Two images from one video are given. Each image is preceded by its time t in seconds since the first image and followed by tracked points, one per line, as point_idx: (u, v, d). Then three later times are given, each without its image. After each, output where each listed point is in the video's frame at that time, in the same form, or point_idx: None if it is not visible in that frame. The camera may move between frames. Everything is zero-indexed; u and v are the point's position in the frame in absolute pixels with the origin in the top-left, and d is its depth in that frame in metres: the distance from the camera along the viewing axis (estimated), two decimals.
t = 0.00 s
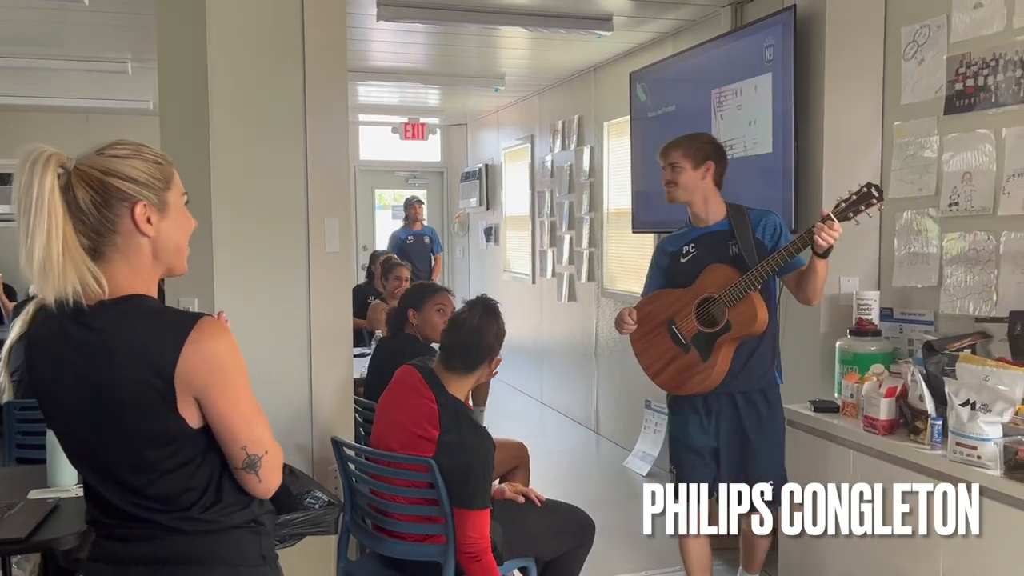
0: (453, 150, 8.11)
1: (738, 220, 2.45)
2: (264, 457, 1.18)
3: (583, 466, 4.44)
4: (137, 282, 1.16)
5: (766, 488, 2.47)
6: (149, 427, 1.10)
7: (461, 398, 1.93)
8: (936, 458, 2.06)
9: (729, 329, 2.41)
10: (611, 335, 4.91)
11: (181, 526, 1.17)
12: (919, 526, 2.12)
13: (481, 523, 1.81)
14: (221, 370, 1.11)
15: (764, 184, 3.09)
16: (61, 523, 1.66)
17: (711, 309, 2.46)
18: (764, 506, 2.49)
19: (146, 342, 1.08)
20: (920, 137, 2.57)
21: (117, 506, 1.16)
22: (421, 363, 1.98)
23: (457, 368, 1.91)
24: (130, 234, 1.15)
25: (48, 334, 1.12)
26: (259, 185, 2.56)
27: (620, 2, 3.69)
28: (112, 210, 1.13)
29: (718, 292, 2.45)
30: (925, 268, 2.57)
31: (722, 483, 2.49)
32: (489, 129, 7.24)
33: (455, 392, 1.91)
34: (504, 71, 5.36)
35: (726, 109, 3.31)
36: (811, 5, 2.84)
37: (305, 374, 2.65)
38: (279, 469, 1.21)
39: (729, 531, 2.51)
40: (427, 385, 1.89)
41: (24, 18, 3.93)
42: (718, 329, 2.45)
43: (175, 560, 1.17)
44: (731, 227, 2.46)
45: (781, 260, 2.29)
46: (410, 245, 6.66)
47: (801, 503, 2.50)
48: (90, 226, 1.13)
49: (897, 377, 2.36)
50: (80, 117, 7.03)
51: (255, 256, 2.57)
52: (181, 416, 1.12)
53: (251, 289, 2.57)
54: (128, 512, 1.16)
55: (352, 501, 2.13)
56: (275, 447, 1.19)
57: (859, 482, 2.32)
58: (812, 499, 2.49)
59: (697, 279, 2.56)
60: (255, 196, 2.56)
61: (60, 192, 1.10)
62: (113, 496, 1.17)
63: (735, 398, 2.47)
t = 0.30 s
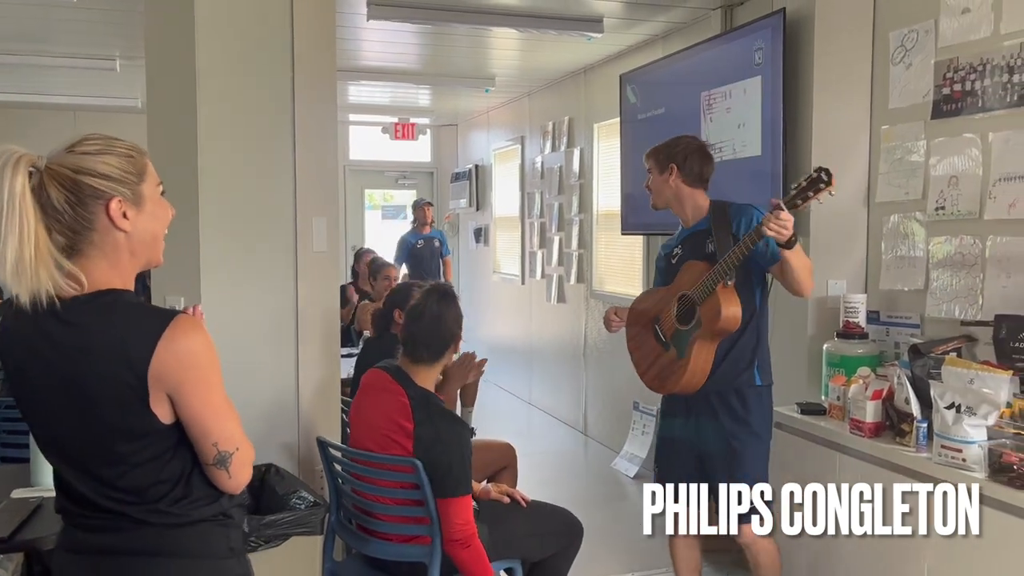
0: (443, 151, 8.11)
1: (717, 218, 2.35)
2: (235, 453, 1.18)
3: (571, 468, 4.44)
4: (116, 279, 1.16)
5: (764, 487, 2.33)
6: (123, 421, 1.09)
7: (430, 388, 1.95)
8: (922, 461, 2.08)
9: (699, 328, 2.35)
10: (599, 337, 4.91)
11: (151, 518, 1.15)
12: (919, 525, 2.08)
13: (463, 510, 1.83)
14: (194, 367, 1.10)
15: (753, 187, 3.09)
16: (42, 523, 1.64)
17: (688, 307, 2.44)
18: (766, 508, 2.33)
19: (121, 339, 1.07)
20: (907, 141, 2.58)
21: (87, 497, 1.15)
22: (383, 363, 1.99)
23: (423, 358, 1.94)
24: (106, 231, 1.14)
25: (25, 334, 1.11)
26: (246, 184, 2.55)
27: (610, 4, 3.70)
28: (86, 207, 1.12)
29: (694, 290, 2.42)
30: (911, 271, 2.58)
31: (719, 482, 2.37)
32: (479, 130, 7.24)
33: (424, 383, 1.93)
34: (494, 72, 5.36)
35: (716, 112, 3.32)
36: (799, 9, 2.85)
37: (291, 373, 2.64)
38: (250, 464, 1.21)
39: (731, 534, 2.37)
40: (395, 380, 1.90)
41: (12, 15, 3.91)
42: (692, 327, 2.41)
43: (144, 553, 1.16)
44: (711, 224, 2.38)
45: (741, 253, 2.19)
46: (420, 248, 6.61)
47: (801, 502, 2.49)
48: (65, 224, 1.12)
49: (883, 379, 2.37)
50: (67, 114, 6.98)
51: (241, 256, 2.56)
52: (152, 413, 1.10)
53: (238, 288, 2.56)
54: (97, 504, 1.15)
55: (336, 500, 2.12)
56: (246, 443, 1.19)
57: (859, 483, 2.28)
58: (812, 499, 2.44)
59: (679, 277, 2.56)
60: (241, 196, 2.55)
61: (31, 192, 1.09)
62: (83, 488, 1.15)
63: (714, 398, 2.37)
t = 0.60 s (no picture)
0: (437, 152, 8.11)
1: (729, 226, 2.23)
2: (233, 455, 1.17)
3: (563, 470, 4.44)
4: (112, 278, 1.15)
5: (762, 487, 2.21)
6: (120, 422, 1.09)
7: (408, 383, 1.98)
8: (914, 465, 2.08)
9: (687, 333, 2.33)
10: (592, 339, 4.92)
11: (148, 520, 1.15)
12: (918, 525, 2.06)
13: (453, 498, 1.84)
14: (190, 367, 1.09)
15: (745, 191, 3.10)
16: (33, 523, 1.63)
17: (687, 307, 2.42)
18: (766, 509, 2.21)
19: (117, 339, 1.07)
20: (900, 146, 2.59)
21: (84, 499, 1.15)
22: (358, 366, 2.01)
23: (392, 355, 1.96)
24: (102, 229, 1.14)
25: (20, 332, 1.11)
26: (240, 184, 2.55)
27: (605, 7, 3.70)
28: (81, 205, 1.12)
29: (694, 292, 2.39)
30: (902, 275, 2.59)
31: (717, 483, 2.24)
32: (473, 131, 7.24)
33: (399, 379, 1.95)
34: (488, 73, 5.36)
35: (708, 114, 3.34)
36: (793, 14, 2.87)
37: (283, 374, 2.63)
38: (249, 467, 1.20)
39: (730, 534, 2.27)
40: (372, 378, 1.93)
41: (4, 12, 3.89)
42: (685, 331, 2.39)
43: (140, 555, 1.15)
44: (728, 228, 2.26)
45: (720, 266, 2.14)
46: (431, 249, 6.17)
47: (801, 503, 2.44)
48: (60, 223, 1.12)
49: (875, 383, 2.38)
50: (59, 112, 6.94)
51: (234, 256, 2.55)
52: (149, 413, 1.10)
53: (230, 289, 2.55)
54: (94, 505, 1.15)
55: (329, 500, 2.12)
56: (243, 446, 1.18)
57: (859, 483, 2.26)
58: (812, 499, 2.42)
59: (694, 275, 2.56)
60: (234, 196, 2.54)
61: (26, 190, 1.09)
62: (80, 489, 1.15)
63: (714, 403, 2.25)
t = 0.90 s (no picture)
0: (432, 154, 8.10)
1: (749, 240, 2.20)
2: (246, 460, 1.17)
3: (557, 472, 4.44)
4: (121, 281, 1.15)
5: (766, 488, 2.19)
6: (135, 428, 1.08)
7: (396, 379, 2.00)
8: (908, 469, 2.09)
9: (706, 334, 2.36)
10: (587, 341, 4.92)
11: (160, 528, 1.15)
12: (919, 525, 2.04)
13: (478, 444, 1.91)
14: (205, 371, 1.09)
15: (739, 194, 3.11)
16: (27, 525, 1.62)
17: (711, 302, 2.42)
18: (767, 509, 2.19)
19: (131, 345, 1.06)
20: (894, 151, 2.60)
21: (95, 509, 1.14)
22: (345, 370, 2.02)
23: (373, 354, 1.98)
24: (106, 232, 1.13)
25: (31, 337, 1.11)
26: (235, 185, 2.54)
27: (601, 10, 3.71)
28: (84, 208, 1.11)
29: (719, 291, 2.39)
30: (897, 280, 2.60)
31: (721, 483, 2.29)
32: (468, 133, 7.24)
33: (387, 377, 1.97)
34: (484, 76, 5.36)
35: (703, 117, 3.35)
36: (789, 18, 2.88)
37: (278, 376, 2.63)
38: (259, 473, 1.20)
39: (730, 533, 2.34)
40: (360, 381, 1.93)
41: None
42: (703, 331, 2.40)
43: (154, 563, 1.15)
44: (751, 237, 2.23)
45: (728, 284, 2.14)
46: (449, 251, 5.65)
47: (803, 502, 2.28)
48: (64, 227, 1.12)
49: (869, 387, 2.39)
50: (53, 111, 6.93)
51: (229, 258, 2.55)
52: (164, 418, 1.10)
53: (226, 290, 2.55)
54: (104, 515, 1.14)
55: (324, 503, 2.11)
56: (255, 452, 1.18)
57: (858, 483, 2.23)
58: (812, 499, 2.33)
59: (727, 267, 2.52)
60: (230, 197, 2.54)
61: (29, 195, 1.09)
62: (90, 499, 1.14)
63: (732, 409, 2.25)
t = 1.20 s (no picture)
0: (429, 156, 8.10)
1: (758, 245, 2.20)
2: (242, 463, 1.16)
3: (554, 475, 4.44)
4: (124, 282, 1.15)
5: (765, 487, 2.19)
6: (137, 429, 1.08)
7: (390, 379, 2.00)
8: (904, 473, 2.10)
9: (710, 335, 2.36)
10: (583, 344, 4.92)
11: (160, 526, 1.14)
12: (919, 525, 2.03)
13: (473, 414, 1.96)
14: (207, 374, 1.09)
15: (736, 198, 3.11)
16: (22, 527, 1.61)
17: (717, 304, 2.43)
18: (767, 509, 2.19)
19: (133, 346, 1.06)
20: (891, 154, 2.61)
21: (95, 507, 1.14)
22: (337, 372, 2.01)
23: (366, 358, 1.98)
24: (110, 234, 1.13)
25: (34, 338, 1.11)
26: (232, 187, 2.54)
27: (598, 13, 3.72)
28: (87, 211, 1.11)
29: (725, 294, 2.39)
30: (893, 283, 2.60)
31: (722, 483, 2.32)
32: (465, 136, 7.24)
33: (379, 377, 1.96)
34: (481, 78, 5.36)
35: (700, 120, 3.35)
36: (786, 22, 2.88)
37: (275, 379, 2.63)
38: (256, 474, 1.19)
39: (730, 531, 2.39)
40: (354, 385, 1.92)
41: None
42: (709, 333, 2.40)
43: (153, 561, 1.14)
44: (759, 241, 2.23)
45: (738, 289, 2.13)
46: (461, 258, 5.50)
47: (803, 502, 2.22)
48: (67, 229, 1.11)
49: (866, 390, 2.39)
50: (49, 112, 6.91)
51: (226, 260, 2.54)
52: (165, 420, 1.10)
53: (222, 293, 2.54)
54: (105, 513, 1.14)
55: (319, 506, 2.10)
56: (253, 453, 1.17)
57: (859, 483, 2.23)
58: (812, 499, 2.31)
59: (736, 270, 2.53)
60: (227, 199, 2.53)
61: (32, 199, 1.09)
62: (90, 497, 1.14)
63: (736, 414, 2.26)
